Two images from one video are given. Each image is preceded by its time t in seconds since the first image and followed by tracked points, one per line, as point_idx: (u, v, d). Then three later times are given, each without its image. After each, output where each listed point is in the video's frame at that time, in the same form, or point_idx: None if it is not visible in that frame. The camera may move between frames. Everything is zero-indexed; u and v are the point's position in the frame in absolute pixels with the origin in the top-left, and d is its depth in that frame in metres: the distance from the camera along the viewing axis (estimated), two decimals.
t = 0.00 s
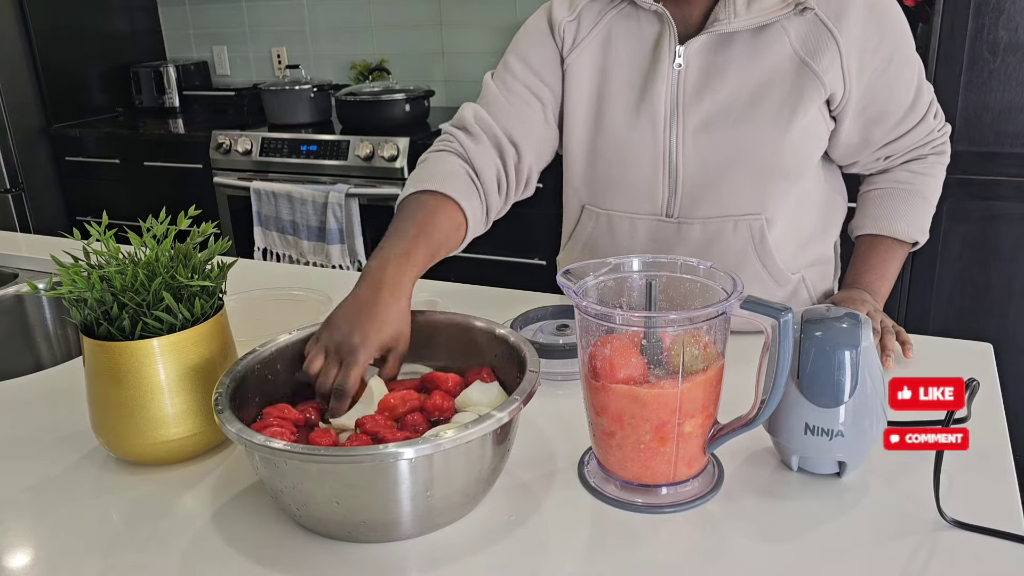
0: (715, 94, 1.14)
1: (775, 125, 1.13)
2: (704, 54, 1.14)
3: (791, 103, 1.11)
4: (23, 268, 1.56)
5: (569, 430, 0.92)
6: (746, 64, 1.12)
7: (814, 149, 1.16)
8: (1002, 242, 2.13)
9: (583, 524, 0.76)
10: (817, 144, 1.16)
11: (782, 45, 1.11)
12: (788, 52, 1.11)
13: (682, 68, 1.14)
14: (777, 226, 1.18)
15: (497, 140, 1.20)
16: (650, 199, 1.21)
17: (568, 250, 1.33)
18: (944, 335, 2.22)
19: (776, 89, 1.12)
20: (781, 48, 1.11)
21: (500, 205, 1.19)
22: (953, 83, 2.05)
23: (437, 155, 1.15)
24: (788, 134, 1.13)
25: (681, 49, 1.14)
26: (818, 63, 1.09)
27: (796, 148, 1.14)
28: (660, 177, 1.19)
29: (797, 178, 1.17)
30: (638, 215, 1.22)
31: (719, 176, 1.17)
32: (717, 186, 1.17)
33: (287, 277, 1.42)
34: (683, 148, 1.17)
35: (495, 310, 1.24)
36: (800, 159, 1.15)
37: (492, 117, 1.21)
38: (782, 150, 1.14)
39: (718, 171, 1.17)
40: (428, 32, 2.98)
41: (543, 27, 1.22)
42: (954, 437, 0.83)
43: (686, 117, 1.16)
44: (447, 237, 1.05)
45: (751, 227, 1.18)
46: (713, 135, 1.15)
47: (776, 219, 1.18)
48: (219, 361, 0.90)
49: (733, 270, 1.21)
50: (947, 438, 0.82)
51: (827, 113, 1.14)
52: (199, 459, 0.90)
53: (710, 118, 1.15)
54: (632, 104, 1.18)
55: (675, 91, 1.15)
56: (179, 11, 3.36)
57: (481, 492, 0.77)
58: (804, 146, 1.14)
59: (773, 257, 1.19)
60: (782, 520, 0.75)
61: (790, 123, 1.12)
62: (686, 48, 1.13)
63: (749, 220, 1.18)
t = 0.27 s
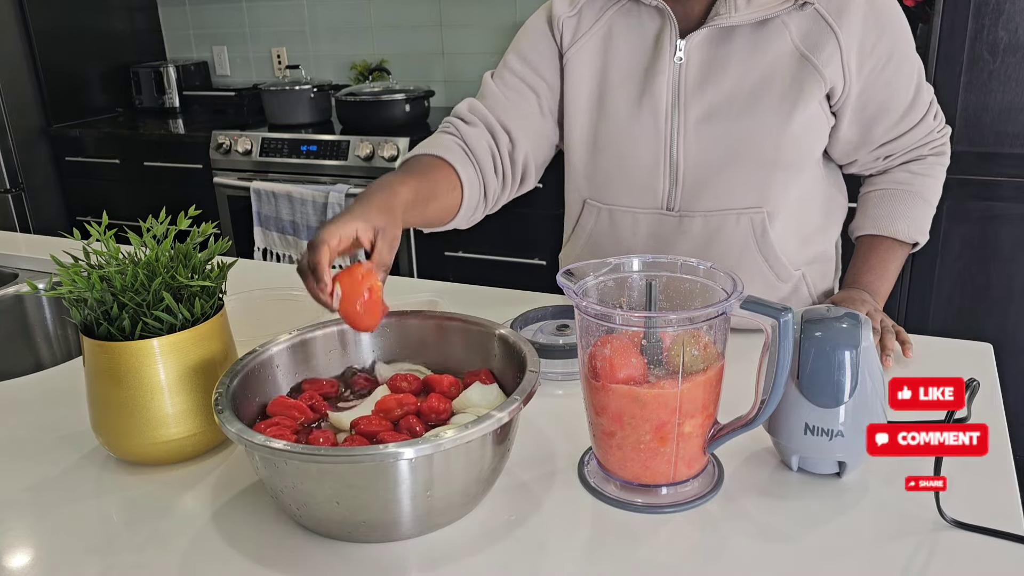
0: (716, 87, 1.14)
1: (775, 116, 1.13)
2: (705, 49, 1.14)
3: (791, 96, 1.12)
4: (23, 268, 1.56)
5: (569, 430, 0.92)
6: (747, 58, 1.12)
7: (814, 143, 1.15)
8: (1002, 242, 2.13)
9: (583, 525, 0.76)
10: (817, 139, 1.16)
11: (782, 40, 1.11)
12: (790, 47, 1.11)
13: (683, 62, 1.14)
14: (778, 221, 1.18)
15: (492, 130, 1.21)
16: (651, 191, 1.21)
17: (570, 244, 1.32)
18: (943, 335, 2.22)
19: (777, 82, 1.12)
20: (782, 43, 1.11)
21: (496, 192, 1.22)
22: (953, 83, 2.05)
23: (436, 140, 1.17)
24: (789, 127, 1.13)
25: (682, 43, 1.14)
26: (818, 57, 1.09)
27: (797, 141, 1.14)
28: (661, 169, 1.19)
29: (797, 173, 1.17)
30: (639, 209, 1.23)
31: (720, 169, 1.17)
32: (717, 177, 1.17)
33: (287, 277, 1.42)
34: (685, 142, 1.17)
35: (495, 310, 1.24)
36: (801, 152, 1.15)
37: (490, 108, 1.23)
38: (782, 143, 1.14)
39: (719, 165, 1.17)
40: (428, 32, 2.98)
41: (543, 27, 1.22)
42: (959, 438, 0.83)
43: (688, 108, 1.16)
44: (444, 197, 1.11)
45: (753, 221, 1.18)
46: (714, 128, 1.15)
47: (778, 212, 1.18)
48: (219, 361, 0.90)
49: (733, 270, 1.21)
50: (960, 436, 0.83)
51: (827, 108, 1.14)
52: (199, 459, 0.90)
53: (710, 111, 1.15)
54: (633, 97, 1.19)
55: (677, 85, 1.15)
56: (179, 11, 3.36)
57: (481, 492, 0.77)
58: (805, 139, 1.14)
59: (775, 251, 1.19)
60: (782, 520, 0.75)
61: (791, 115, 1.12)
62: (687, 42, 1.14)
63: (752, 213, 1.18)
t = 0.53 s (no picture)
0: (720, 87, 1.14)
1: (779, 116, 1.13)
2: (709, 49, 1.14)
3: (794, 96, 1.12)
4: (23, 268, 1.56)
5: (568, 430, 0.92)
6: (750, 59, 1.12)
7: (815, 143, 1.16)
8: (1002, 242, 2.13)
9: (583, 525, 0.76)
10: (819, 139, 1.16)
11: (785, 40, 1.11)
12: (792, 48, 1.11)
13: (686, 63, 1.15)
14: (781, 220, 1.18)
15: (504, 138, 1.22)
16: (657, 191, 1.21)
17: (572, 244, 1.32)
18: (943, 335, 2.22)
19: (780, 82, 1.12)
20: (785, 44, 1.11)
21: (516, 201, 1.22)
22: (953, 83, 2.05)
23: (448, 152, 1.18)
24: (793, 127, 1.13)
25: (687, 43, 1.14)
26: (822, 58, 1.09)
27: (800, 142, 1.14)
28: (667, 169, 1.19)
29: (800, 173, 1.17)
30: (643, 208, 1.22)
31: (725, 169, 1.17)
32: (721, 177, 1.17)
33: (286, 277, 1.42)
34: (689, 142, 1.17)
35: (495, 310, 1.24)
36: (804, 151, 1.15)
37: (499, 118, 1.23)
38: (786, 142, 1.14)
39: (723, 164, 1.17)
40: (428, 32, 2.98)
41: (548, 31, 1.23)
42: (959, 439, 0.83)
43: (692, 109, 1.16)
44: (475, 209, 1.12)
45: (755, 219, 1.18)
46: (718, 128, 1.16)
47: (781, 212, 1.18)
48: (219, 361, 0.90)
49: (733, 271, 1.21)
50: (960, 437, 0.83)
51: (829, 108, 1.14)
52: (199, 459, 0.90)
53: (714, 111, 1.15)
54: (637, 98, 1.19)
55: (680, 84, 1.15)
56: (179, 11, 3.36)
57: (481, 492, 0.77)
58: (808, 139, 1.14)
59: (777, 252, 1.19)
60: (782, 520, 0.75)
61: (795, 115, 1.12)
62: (691, 42, 1.14)
63: (754, 213, 1.18)
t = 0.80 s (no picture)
0: (726, 88, 1.14)
1: (785, 118, 1.13)
2: (714, 50, 1.14)
3: (800, 97, 1.12)
4: (23, 268, 1.56)
5: (568, 430, 0.92)
6: (755, 60, 1.12)
7: (819, 144, 1.16)
8: (1002, 242, 2.13)
9: (583, 524, 0.76)
10: (823, 141, 1.16)
11: (791, 41, 1.11)
12: (798, 49, 1.11)
13: (692, 64, 1.15)
14: (782, 221, 1.18)
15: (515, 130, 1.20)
16: (660, 192, 1.21)
17: (573, 245, 1.32)
18: (943, 335, 2.22)
19: (785, 84, 1.12)
20: (790, 45, 1.11)
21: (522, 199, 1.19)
22: (953, 83, 2.05)
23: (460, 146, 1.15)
24: (799, 128, 1.13)
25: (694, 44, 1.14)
26: (828, 60, 1.09)
27: (805, 143, 1.14)
28: (673, 170, 1.19)
29: (803, 175, 1.17)
30: (646, 208, 1.22)
31: (730, 170, 1.17)
32: (727, 178, 1.17)
33: (286, 277, 1.42)
34: (695, 143, 1.17)
35: (495, 310, 1.24)
36: (808, 152, 1.15)
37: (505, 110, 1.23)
38: (792, 144, 1.14)
39: (728, 165, 1.17)
40: (428, 32, 2.98)
41: (553, 27, 1.22)
42: (960, 438, 0.83)
43: (698, 110, 1.16)
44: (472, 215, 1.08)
45: (758, 220, 1.18)
46: (723, 129, 1.16)
47: (785, 213, 1.18)
48: (219, 361, 0.90)
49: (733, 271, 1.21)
50: (966, 437, 0.83)
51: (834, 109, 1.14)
52: (199, 459, 0.90)
53: (720, 113, 1.15)
54: (643, 99, 1.19)
55: (686, 86, 1.15)
56: (179, 11, 3.36)
57: (481, 492, 0.77)
58: (813, 140, 1.14)
59: (782, 251, 1.19)
60: (783, 520, 0.75)
61: (801, 116, 1.12)
62: (697, 43, 1.14)
63: (756, 214, 1.18)
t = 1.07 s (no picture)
0: (721, 89, 1.14)
1: (780, 118, 1.13)
2: (710, 50, 1.14)
3: (796, 97, 1.12)
4: (23, 268, 1.56)
5: (569, 430, 0.92)
6: (750, 60, 1.12)
7: (816, 144, 1.16)
8: (1002, 242, 2.13)
9: (583, 525, 0.76)
10: (820, 141, 1.16)
11: (786, 41, 1.11)
12: (793, 49, 1.11)
13: (688, 63, 1.15)
14: (782, 222, 1.19)
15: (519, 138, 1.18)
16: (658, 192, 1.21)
17: (573, 245, 1.32)
18: (943, 335, 2.22)
19: (781, 84, 1.12)
20: (785, 45, 1.11)
21: (524, 203, 1.17)
22: (953, 83, 2.05)
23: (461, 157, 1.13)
24: (794, 129, 1.13)
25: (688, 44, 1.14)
26: (823, 59, 1.09)
27: (802, 143, 1.14)
28: (669, 170, 1.19)
29: (800, 176, 1.17)
30: (644, 208, 1.22)
31: (726, 171, 1.17)
32: (724, 178, 1.17)
33: (286, 277, 1.42)
34: (691, 143, 1.17)
35: (495, 310, 1.24)
36: (805, 152, 1.15)
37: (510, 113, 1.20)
38: (788, 144, 1.14)
39: (725, 165, 1.17)
40: (428, 32, 2.98)
41: (552, 26, 1.22)
42: (960, 439, 0.83)
43: (693, 110, 1.16)
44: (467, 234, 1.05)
45: (757, 221, 1.18)
46: (718, 129, 1.15)
47: (781, 214, 1.18)
48: (219, 361, 0.90)
49: (733, 271, 1.21)
50: (961, 437, 0.83)
51: (830, 109, 1.14)
52: (199, 459, 0.90)
53: (715, 113, 1.15)
54: (639, 99, 1.19)
55: (682, 86, 1.15)
56: (179, 11, 3.36)
57: (481, 492, 0.77)
58: (809, 140, 1.14)
59: (778, 254, 1.20)
60: (783, 519, 0.75)
61: (796, 116, 1.12)
62: (691, 43, 1.14)
63: (756, 214, 1.18)
